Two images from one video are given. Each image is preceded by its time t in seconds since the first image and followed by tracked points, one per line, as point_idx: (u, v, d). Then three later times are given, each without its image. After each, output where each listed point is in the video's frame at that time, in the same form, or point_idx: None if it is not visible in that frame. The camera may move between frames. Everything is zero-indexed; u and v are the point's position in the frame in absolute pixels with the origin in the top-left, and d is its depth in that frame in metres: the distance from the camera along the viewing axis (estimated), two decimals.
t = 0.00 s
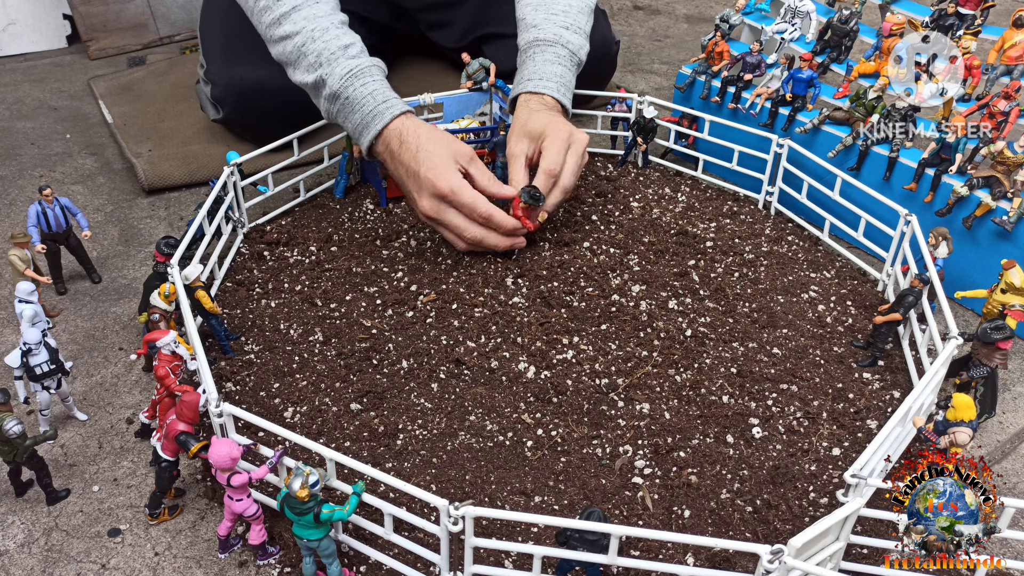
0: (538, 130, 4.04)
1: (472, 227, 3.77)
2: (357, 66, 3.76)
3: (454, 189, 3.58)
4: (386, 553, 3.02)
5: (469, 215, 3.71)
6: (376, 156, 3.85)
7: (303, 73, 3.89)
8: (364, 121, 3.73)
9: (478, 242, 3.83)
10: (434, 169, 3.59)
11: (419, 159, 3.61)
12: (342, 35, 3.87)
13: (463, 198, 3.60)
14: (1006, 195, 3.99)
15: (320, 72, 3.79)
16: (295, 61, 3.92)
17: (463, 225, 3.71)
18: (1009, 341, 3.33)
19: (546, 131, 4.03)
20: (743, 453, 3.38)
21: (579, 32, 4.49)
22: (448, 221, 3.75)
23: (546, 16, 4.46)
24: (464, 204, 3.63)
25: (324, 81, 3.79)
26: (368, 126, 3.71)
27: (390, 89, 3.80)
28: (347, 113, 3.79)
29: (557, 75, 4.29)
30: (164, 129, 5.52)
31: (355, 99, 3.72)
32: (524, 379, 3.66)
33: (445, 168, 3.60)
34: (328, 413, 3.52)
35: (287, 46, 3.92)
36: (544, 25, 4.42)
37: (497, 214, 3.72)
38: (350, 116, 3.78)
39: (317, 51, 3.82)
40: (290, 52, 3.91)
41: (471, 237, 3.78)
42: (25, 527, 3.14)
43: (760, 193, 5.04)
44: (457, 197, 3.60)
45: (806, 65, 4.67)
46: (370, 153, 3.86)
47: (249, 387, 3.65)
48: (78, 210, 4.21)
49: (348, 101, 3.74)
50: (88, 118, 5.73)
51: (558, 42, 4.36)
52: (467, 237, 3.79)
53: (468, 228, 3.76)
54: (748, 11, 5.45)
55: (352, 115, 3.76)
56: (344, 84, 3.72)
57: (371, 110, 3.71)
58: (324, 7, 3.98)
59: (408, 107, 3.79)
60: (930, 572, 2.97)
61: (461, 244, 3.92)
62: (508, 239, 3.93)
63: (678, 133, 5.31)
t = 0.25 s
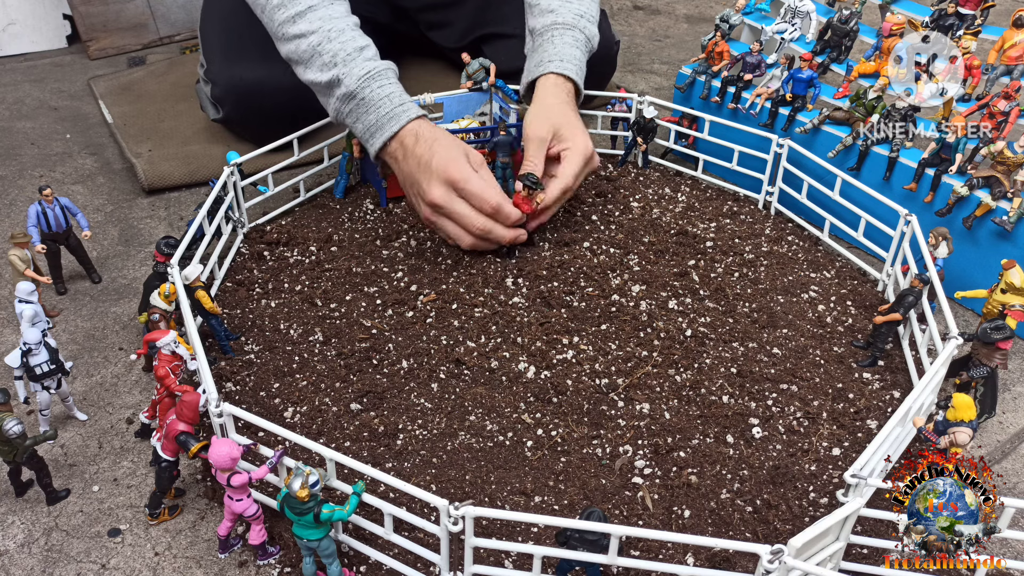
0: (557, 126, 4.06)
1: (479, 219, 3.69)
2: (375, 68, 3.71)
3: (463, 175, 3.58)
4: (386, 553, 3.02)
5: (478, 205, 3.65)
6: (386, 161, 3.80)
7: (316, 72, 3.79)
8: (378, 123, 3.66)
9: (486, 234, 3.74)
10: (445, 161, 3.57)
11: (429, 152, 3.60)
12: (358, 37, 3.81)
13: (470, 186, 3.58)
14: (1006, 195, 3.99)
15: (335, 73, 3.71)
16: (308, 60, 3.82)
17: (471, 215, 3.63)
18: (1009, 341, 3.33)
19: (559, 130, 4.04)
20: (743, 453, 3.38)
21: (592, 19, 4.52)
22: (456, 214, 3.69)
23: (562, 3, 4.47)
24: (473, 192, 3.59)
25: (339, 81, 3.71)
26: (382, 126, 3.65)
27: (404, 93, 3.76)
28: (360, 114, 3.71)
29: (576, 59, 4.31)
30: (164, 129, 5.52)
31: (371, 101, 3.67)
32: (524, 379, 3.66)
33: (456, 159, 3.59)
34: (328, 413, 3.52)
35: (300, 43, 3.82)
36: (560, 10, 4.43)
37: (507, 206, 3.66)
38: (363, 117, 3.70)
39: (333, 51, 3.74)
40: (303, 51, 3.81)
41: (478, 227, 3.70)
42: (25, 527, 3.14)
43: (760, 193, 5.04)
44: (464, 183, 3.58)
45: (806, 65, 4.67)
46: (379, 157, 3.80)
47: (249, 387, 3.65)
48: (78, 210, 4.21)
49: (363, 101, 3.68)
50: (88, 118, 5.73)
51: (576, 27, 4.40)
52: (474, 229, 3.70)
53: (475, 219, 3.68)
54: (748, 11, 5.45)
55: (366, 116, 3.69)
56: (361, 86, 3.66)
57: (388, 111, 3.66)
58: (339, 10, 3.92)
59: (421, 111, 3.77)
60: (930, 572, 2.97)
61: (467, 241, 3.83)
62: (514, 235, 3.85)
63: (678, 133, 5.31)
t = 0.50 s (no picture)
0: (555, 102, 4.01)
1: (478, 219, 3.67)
2: (382, 69, 3.62)
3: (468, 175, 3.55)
4: (386, 553, 3.02)
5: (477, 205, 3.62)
6: (386, 160, 3.74)
7: (321, 71, 3.69)
8: (384, 124, 3.58)
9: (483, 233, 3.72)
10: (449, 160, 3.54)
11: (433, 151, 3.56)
12: (365, 38, 3.72)
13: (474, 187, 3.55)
14: (1006, 195, 3.99)
15: (342, 72, 3.61)
16: (314, 58, 3.71)
17: (471, 214, 3.59)
18: (1009, 341, 3.33)
19: (562, 111, 3.99)
20: (743, 453, 3.37)
21: (580, 14, 4.52)
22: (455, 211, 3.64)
23: None
24: (473, 192, 3.56)
25: (345, 81, 3.61)
26: (388, 127, 3.57)
27: (410, 95, 3.68)
28: (365, 114, 3.61)
29: (561, 48, 4.27)
30: (164, 129, 5.52)
31: (378, 102, 3.58)
32: (524, 379, 3.66)
33: (460, 159, 3.55)
34: (328, 413, 3.52)
35: (306, 41, 3.71)
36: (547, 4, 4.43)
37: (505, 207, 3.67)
38: (369, 117, 3.60)
39: (341, 51, 3.65)
40: (309, 48, 3.70)
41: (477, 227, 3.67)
42: (25, 527, 3.14)
43: (760, 193, 5.04)
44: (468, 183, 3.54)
45: (806, 65, 4.67)
46: (380, 157, 3.73)
47: (249, 387, 3.65)
48: (78, 210, 4.21)
49: (369, 103, 3.59)
50: (88, 118, 5.73)
51: (562, 18, 4.39)
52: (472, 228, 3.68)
53: (474, 217, 3.65)
54: (748, 10, 5.45)
55: (372, 117, 3.59)
56: (369, 86, 3.57)
57: (393, 113, 3.57)
58: (347, 10, 3.83)
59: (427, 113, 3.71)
60: (930, 572, 2.97)
61: (463, 241, 3.80)
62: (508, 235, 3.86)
63: (678, 133, 5.31)
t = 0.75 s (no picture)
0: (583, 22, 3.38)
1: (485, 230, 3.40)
2: (390, 70, 3.28)
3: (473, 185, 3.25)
4: (386, 553, 3.02)
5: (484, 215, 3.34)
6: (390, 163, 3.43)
7: (326, 72, 3.33)
8: (390, 128, 3.25)
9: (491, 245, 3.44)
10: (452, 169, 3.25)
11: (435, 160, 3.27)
12: (375, 37, 3.36)
13: (480, 197, 3.27)
14: (1006, 195, 3.99)
15: (348, 74, 3.27)
16: (320, 57, 3.35)
17: (479, 225, 3.33)
18: (1009, 341, 3.33)
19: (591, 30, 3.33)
20: (743, 453, 3.38)
21: None
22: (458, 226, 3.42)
23: None
24: (480, 202, 3.27)
25: (350, 82, 3.27)
26: (394, 132, 3.25)
27: (419, 97, 3.34)
28: (370, 117, 3.28)
29: None
30: (164, 129, 5.52)
31: (383, 104, 3.24)
32: (524, 379, 3.66)
33: (464, 166, 3.26)
34: (328, 413, 3.52)
35: (313, 39, 3.35)
36: None
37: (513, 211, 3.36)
38: (374, 121, 3.27)
39: (348, 51, 3.29)
40: (315, 49, 3.34)
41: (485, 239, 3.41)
42: (25, 527, 3.14)
43: (760, 193, 5.04)
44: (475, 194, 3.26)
45: (806, 65, 4.67)
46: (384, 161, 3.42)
47: (249, 387, 3.65)
48: (78, 210, 4.21)
49: (374, 105, 3.24)
50: (88, 118, 5.73)
51: None
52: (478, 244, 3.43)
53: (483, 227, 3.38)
54: (748, 10, 5.45)
55: (378, 120, 3.26)
56: (375, 88, 3.22)
57: (400, 117, 3.24)
58: (357, 7, 3.45)
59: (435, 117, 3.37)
60: (930, 572, 2.97)
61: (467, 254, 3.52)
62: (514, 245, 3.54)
63: (678, 133, 5.31)
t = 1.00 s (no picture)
0: None
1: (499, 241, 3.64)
2: (414, 75, 3.45)
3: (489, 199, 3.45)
4: (386, 553, 3.02)
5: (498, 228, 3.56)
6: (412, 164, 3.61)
7: (353, 74, 3.47)
8: (413, 132, 3.42)
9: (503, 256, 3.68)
10: (471, 184, 3.44)
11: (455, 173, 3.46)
12: (402, 42, 3.52)
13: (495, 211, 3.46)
14: (1006, 196, 3.99)
15: (376, 77, 3.41)
16: (347, 59, 3.48)
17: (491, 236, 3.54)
18: (1009, 341, 3.33)
19: None
20: (743, 453, 3.38)
21: None
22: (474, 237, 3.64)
23: None
24: (494, 216, 3.48)
25: (377, 86, 3.43)
26: (417, 136, 3.43)
27: (440, 102, 3.51)
28: (394, 121, 3.44)
29: None
30: (164, 129, 5.52)
31: (407, 109, 3.41)
32: (524, 379, 3.66)
33: (483, 180, 3.45)
34: (328, 413, 3.52)
35: (342, 40, 3.48)
36: None
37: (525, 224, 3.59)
38: (398, 124, 3.44)
39: (376, 54, 3.43)
40: (344, 50, 3.47)
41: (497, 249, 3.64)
42: (25, 527, 3.14)
43: (760, 193, 5.04)
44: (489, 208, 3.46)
45: (806, 65, 4.67)
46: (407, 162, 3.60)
47: (249, 387, 3.65)
48: (78, 210, 4.21)
49: (398, 109, 3.41)
50: (88, 118, 5.73)
51: None
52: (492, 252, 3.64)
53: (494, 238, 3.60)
54: (748, 10, 5.45)
55: (401, 124, 3.43)
56: (400, 93, 3.38)
57: (423, 122, 3.42)
58: (385, 11, 3.60)
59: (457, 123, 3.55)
60: (930, 572, 2.97)
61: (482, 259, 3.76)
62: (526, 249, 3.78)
63: (678, 133, 5.31)
